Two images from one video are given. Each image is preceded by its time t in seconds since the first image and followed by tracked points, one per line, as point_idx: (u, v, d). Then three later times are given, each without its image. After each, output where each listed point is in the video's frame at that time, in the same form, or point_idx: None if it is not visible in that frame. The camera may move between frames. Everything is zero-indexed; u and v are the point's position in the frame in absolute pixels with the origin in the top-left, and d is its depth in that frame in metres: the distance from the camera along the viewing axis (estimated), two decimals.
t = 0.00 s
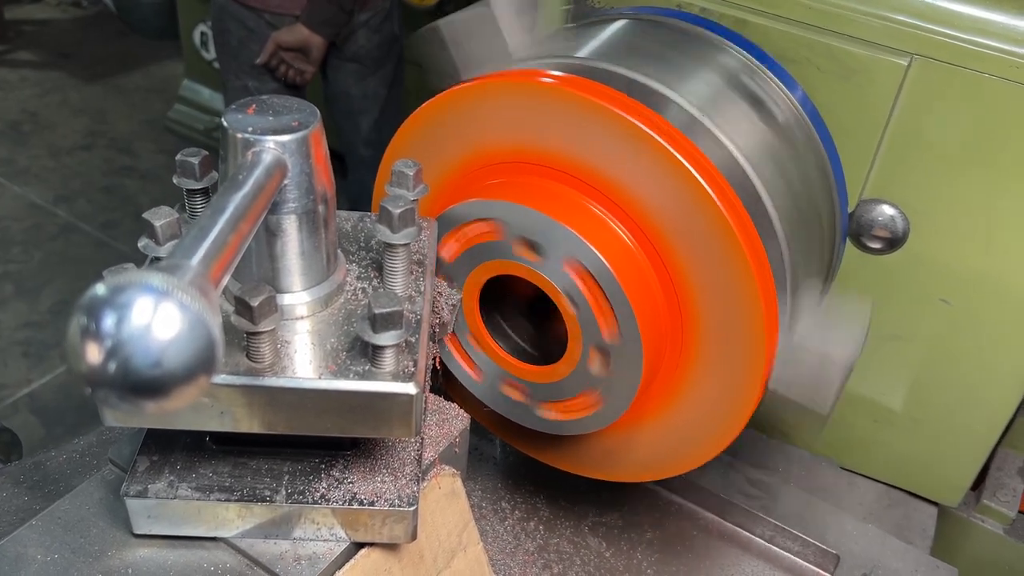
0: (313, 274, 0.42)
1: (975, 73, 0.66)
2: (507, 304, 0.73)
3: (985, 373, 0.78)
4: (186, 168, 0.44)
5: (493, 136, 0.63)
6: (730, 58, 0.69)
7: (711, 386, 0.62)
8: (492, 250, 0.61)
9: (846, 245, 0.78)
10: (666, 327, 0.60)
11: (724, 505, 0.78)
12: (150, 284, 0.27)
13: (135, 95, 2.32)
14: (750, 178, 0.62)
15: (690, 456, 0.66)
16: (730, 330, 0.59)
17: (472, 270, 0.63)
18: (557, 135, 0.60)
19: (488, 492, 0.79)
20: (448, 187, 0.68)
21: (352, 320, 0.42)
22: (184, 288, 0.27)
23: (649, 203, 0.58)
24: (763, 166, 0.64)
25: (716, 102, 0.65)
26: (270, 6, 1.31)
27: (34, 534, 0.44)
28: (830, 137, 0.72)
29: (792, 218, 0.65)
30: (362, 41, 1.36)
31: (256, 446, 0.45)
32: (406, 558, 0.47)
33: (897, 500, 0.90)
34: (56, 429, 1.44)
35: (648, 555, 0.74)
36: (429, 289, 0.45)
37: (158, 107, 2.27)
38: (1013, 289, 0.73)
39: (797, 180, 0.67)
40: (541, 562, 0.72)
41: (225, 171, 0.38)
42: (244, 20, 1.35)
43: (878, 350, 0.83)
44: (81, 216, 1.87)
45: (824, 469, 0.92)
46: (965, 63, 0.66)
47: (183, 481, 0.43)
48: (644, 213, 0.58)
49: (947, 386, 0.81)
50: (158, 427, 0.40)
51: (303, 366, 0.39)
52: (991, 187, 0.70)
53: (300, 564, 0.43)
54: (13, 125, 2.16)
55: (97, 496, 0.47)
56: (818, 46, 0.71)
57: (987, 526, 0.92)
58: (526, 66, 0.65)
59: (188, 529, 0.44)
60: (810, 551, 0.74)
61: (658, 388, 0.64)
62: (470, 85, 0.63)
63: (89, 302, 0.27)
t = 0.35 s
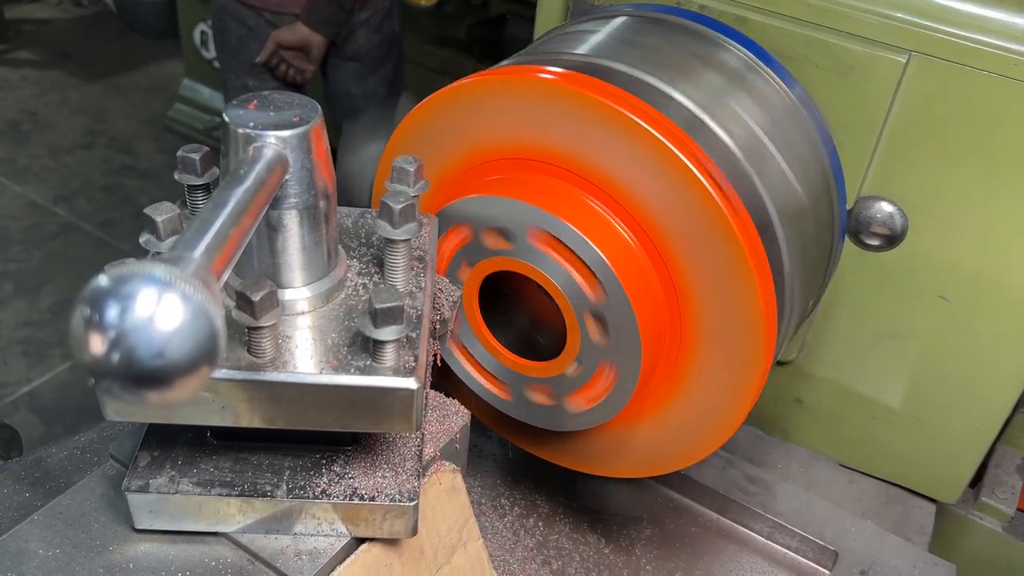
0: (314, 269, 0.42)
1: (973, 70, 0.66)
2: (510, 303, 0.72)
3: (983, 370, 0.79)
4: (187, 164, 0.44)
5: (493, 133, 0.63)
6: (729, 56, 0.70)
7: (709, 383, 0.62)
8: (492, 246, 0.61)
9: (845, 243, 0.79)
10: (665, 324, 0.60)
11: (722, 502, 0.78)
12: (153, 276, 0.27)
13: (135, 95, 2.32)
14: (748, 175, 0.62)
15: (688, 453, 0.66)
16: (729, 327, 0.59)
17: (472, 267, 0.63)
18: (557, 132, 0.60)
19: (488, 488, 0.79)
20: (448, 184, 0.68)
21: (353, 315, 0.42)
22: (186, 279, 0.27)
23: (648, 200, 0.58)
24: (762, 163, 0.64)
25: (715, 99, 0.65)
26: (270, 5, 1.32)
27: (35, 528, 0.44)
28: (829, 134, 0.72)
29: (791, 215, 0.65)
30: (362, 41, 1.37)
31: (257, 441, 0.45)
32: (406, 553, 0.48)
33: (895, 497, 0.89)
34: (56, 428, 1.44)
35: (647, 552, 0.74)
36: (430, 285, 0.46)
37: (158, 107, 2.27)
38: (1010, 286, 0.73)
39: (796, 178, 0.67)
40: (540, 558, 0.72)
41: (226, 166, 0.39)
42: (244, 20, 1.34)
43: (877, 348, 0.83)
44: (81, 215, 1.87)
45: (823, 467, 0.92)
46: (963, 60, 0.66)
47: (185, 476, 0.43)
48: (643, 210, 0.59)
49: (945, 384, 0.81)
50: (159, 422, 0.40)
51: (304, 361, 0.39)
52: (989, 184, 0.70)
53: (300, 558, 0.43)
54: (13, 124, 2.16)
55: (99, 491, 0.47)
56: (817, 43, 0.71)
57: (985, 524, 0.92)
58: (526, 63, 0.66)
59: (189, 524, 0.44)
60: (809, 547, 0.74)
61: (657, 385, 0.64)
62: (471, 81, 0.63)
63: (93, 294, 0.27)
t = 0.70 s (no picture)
0: (318, 269, 0.43)
1: (971, 72, 0.66)
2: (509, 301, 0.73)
3: (981, 371, 0.79)
4: (191, 164, 0.44)
5: (494, 133, 0.64)
6: (729, 57, 0.70)
7: (709, 382, 0.62)
8: (493, 246, 0.61)
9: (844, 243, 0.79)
10: (665, 323, 0.61)
11: (722, 501, 0.79)
12: (162, 275, 0.27)
13: (135, 95, 2.33)
14: (748, 175, 0.62)
15: (688, 452, 0.66)
16: (728, 327, 0.59)
17: (473, 267, 0.63)
18: (557, 132, 0.60)
19: (488, 488, 0.79)
20: (450, 184, 0.69)
21: (356, 315, 0.43)
22: (195, 278, 0.27)
23: (648, 200, 0.58)
24: (761, 164, 0.64)
25: (715, 100, 0.65)
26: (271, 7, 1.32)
27: (40, 526, 0.45)
28: (828, 136, 0.73)
29: (790, 216, 0.66)
30: (364, 42, 1.37)
31: (260, 439, 0.45)
32: (408, 552, 0.48)
33: (893, 497, 0.90)
34: (57, 428, 1.44)
35: (647, 551, 0.74)
36: (433, 285, 0.46)
37: (159, 107, 2.27)
38: (1009, 287, 0.74)
39: (795, 179, 0.67)
40: (541, 557, 0.72)
41: (230, 166, 0.39)
42: (244, 21, 1.35)
43: (876, 348, 0.83)
44: (81, 216, 1.87)
45: (822, 467, 0.92)
46: (961, 62, 0.67)
47: (189, 475, 0.44)
48: (643, 210, 0.59)
49: (944, 384, 0.81)
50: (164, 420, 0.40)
51: (308, 360, 0.40)
52: (987, 185, 0.70)
53: (303, 557, 0.44)
54: (13, 124, 2.16)
55: (102, 490, 0.47)
56: (816, 44, 0.71)
57: (984, 524, 0.93)
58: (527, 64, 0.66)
59: (193, 522, 0.44)
60: (808, 547, 0.74)
61: (657, 384, 0.64)
62: (472, 82, 0.63)
63: (102, 293, 0.27)
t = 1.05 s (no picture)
0: (319, 267, 0.43)
1: (971, 72, 0.67)
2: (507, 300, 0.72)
3: (980, 371, 0.79)
4: (194, 163, 0.44)
5: (495, 132, 0.64)
6: (729, 57, 0.70)
7: (708, 382, 0.62)
8: (494, 245, 0.61)
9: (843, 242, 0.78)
10: (664, 322, 0.61)
11: (721, 501, 0.79)
12: (167, 269, 0.27)
13: (136, 96, 2.33)
14: (748, 175, 0.62)
15: (687, 451, 0.66)
16: (728, 326, 0.59)
17: (474, 266, 0.63)
18: (558, 132, 0.60)
19: (488, 487, 0.79)
20: (451, 183, 0.69)
21: (358, 313, 0.43)
22: (200, 272, 0.27)
23: (648, 199, 0.59)
24: (761, 164, 0.64)
25: (715, 100, 0.65)
26: (272, 7, 1.32)
27: (41, 524, 0.45)
28: (828, 136, 0.73)
29: (790, 216, 0.66)
30: (364, 43, 1.39)
31: (261, 438, 0.45)
32: (409, 550, 0.48)
33: (893, 497, 0.89)
34: (57, 428, 1.44)
35: (646, 551, 0.74)
36: (434, 283, 0.46)
37: (159, 108, 2.28)
38: (1008, 287, 0.74)
39: (795, 180, 0.67)
40: (540, 557, 0.72)
41: (233, 164, 0.39)
42: (245, 21, 1.35)
43: (875, 348, 0.83)
44: (82, 216, 1.88)
45: (821, 467, 0.92)
46: (960, 63, 0.67)
47: (190, 472, 0.44)
48: (644, 209, 0.59)
49: (944, 385, 0.81)
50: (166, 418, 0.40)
51: (310, 357, 0.40)
52: (987, 185, 0.70)
53: (304, 555, 0.44)
54: (14, 124, 2.17)
55: (104, 488, 0.47)
56: (816, 45, 0.71)
57: (983, 525, 0.93)
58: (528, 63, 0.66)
59: (194, 520, 0.44)
60: (807, 547, 0.74)
61: (656, 383, 0.64)
62: (473, 80, 0.63)
63: (107, 287, 0.27)
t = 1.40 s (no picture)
0: (320, 272, 0.43)
1: (964, 79, 0.67)
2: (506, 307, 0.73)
3: (975, 376, 0.79)
4: (196, 168, 0.45)
5: (493, 137, 0.64)
6: (726, 63, 0.71)
7: (704, 386, 0.63)
8: (493, 249, 0.62)
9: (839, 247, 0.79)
10: (661, 326, 0.61)
11: (718, 504, 0.79)
12: (171, 273, 0.27)
13: (137, 99, 2.33)
14: (744, 181, 0.63)
15: (683, 454, 0.67)
16: (725, 330, 0.60)
17: (473, 269, 0.64)
18: (556, 137, 0.61)
19: (486, 490, 0.79)
20: (449, 187, 0.69)
21: (358, 317, 0.43)
22: (203, 277, 0.28)
23: (645, 205, 0.59)
24: (757, 169, 0.65)
25: (712, 106, 0.66)
26: (273, 12, 1.32)
27: (43, 525, 0.45)
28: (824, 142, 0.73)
29: (786, 222, 0.66)
30: (364, 48, 1.38)
31: (262, 440, 0.46)
32: (408, 552, 0.48)
33: (889, 500, 0.90)
34: (57, 430, 1.44)
35: (643, 553, 0.75)
36: (434, 288, 0.46)
37: (160, 111, 2.28)
38: (1004, 292, 0.74)
39: (791, 185, 0.68)
40: (538, 559, 0.73)
41: (235, 170, 0.39)
42: (247, 26, 1.36)
43: (871, 352, 0.84)
44: (83, 219, 1.88)
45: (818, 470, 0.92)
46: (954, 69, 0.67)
47: (191, 474, 0.44)
48: (641, 214, 0.59)
49: (940, 390, 0.82)
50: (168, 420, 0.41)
51: (310, 361, 0.40)
52: (982, 190, 0.71)
53: (304, 556, 0.44)
54: (15, 128, 2.17)
55: (105, 490, 0.47)
56: (812, 51, 0.72)
57: (979, 528, 0.93)
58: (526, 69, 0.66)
59: (195, 522, 0.44)
60: (803, 550, 0.75)
61: (653, 387, 0.65)
62: (472, 87, 0.64)
63: (113, 291, 0.28)
